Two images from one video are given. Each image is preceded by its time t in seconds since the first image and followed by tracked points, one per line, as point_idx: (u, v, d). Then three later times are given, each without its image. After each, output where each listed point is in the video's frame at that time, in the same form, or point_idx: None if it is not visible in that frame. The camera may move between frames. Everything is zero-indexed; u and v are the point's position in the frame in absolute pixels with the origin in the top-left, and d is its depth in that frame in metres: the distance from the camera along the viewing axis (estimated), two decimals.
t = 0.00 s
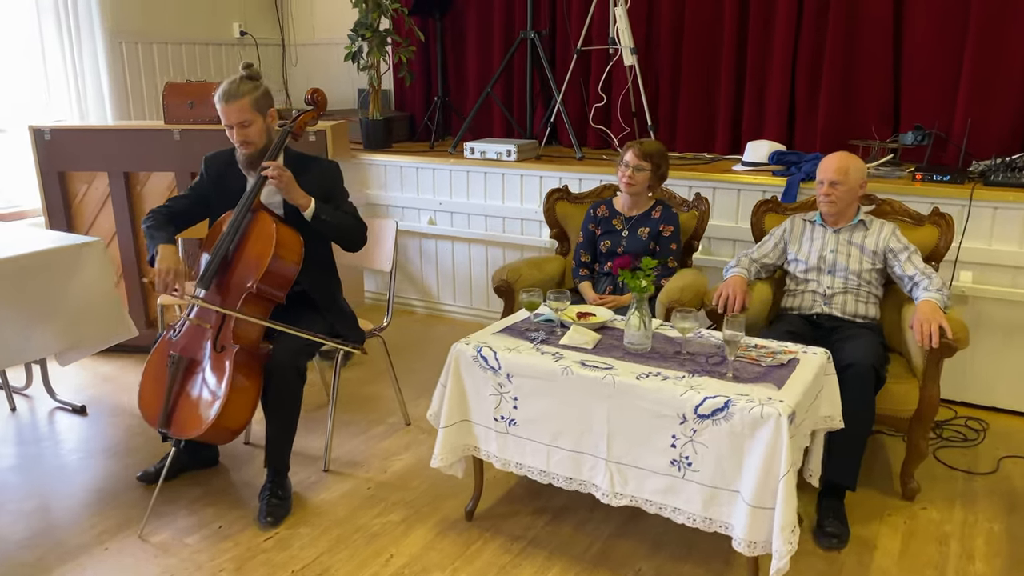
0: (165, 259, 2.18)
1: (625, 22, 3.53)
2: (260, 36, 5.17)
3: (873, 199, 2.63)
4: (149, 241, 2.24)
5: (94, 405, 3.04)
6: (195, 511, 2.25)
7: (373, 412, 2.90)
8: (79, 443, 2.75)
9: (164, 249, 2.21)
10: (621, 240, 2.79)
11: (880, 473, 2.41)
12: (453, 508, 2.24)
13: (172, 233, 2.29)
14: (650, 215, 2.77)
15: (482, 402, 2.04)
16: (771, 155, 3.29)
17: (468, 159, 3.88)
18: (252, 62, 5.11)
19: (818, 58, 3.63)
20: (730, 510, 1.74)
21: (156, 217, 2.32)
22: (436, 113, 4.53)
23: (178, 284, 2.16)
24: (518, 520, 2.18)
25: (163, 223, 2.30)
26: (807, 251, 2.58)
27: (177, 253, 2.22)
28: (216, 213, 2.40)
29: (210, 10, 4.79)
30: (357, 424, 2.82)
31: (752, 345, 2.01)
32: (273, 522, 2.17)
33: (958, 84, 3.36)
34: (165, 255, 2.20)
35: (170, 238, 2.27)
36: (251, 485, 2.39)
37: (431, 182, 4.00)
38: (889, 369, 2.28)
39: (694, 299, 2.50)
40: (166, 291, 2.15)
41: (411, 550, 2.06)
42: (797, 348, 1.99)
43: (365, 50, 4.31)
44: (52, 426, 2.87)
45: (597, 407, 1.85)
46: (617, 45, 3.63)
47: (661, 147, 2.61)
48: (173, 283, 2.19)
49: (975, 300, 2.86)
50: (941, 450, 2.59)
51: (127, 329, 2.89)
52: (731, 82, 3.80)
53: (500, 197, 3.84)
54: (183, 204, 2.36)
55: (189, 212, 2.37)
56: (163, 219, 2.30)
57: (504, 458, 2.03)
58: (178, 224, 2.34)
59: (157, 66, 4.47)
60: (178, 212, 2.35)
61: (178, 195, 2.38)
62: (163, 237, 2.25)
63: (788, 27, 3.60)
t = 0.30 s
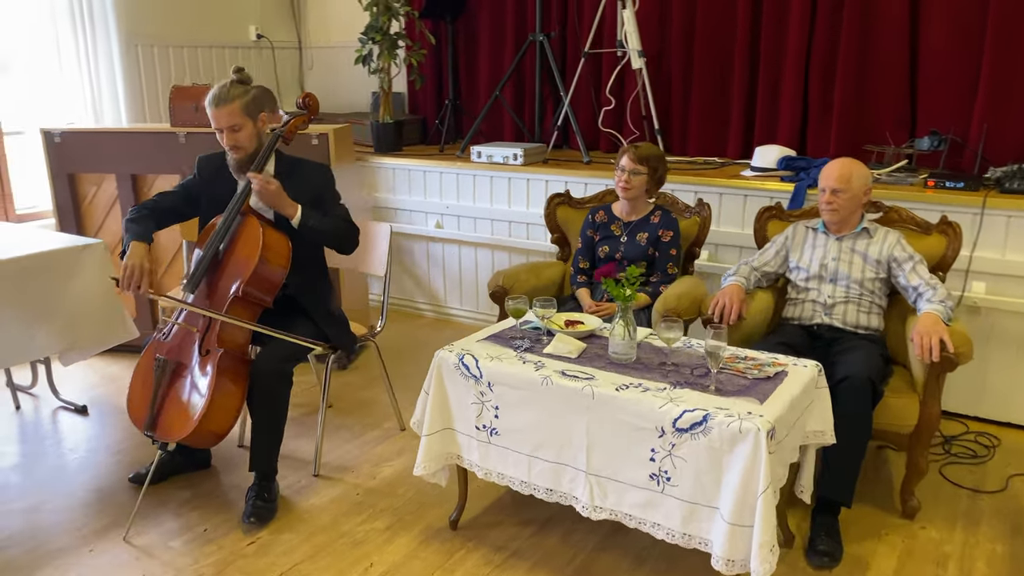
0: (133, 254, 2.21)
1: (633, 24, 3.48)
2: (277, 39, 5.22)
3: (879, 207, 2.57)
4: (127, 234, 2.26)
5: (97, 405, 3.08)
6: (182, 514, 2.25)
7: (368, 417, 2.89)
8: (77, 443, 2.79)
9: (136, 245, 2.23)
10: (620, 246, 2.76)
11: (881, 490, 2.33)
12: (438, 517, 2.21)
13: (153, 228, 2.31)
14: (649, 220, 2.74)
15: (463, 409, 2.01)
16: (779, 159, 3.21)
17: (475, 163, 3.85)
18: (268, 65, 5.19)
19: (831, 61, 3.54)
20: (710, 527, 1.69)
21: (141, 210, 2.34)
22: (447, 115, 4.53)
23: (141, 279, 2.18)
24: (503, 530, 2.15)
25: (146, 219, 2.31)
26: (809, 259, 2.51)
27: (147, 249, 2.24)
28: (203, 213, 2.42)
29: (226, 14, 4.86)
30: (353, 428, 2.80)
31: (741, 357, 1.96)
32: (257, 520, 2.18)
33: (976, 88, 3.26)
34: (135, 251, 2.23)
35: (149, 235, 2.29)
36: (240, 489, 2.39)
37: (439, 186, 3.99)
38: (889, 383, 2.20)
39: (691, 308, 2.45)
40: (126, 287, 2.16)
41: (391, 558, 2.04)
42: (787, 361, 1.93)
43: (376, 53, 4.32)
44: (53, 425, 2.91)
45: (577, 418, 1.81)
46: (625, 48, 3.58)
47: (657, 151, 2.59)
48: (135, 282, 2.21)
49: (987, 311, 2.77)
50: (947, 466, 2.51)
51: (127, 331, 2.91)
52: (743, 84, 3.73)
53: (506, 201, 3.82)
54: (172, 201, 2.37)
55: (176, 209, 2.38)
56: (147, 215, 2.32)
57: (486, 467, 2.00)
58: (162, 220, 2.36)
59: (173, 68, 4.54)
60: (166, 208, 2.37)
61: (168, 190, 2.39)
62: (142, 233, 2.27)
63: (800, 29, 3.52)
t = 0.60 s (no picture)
0: (133, 240, 2.25)
1: (673, 26, 3.39)
2: (325, 42, 5.30)
3: (924, 215, 2.44)
4: (141, 218, 2.32)
5: (134, 400, 3.16)
6: (200, 512, 2.29)
7: (393, 420, 2.88)
8: (112, 436, 2.86)
9: (140, 234, 2.28)
10: (649, 252, 2.69)
11: (917, 514, 2.21)
12: (450, 525, 2.18)
13: (169, 219, 2.37)
14: (680, 225, 2.66)
15: (474, 416, 1.98)
16: (823, 165, 3.09)
17: (512, 166, 3.82)
18: (316, 68, 5.28)
19: (883, 62, 3.39)
20: (719, 547, 1.61)
21: (166, 198, 2.38)
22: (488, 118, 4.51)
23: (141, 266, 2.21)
24: (515, 540, 2.11)
25: (166, 209, 2.36)
26: (846, 268, 2.40)
27: (148, 240, 2.29)
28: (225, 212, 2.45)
29: (275, 17, 4.97)
30: (377, 430, 2.80)
31: (762, 370, 1.88)
32: (270, 519, 2.19)
33: None
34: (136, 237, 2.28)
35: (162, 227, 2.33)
36: (259, 488, 2.41)
37: (476, 189, 3.97)
38: (925, 401, 2.09)
39: (719, 319, 2.35)
40: (122, 273, 2.19)
41: (399, 565, 2.02)
42: (810, 376, 1.84)
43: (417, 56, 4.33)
44: (91, 418, 3.00)
45: (585, 429, 1.76)
46: (665, 50, 3.50)
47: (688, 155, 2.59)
48: (128, 267, 2.24)
49: None
50: (994, 492, 2.36)
51: (160, 329, 3.01)
52: (790, 86, 3.60)
53: (542, 205, 3.78)
54: (198, 195, 2.40)
55: (200, 203, 2.41)
56: (168, 205, 2.36)
57: (497, 476, 1.96)
58: (184, 211, 2.40)
59: (222, 71, 4.65)
60: (191, 200, 2.40)
61: (199, 182, 2.42)
62: (155, 223, 2.33)
63: (850, 30, 3.38)
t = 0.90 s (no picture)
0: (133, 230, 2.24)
1: (708, 29, 3.30)
2: (365, 46, 5.34)
3: (964, 228, 2.31)
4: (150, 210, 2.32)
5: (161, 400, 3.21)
6: (210, 515, 2.30)
7: (410, 427, 2.86)
8: (136, 436, 2.92)
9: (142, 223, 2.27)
10: (672, 262, 2.62)
11: (946, 545, 2.09)
12: (455, 538, 2.15)
13: (179, 215, 2.36)
14: (703, 235, 2.59)
15: (477, 429, 1.93)
16: (861, 173, 2.96)
17: (542, 172, 3.78)
18: (356, 73, 5.32)
19: (930, 66, 3.24)
20: None
21: (179, 194, 2.38)
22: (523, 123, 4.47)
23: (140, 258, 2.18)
24: (519, 557, 2.06)
25: (177, 204, 2.36)
26: (876, 283, 2.29)
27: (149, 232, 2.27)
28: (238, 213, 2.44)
29: (316, 23, 5.02)
30: (393, 437, 2.78)
31: (775, 391, 1.79)
32: (275, 531, 2.17)
33: None
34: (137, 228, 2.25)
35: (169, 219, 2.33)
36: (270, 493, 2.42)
37: (506, 194, 3.94)
38: (956, 427, 1.97)
39: (740, 333, 2.25)
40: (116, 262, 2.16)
41: None
42: (826, 398, 1.75)
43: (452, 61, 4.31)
44: (118, 417, 3.07)
45: (585, 447, 1.70)
46: (700, 54, 3.40)
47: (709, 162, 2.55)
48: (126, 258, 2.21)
49: None
50: None
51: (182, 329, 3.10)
52: (831, 91, 3.47)
53: (572, 211, 3.72)
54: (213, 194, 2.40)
55: (214, 202, 2.40)
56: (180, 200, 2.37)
57: (499, 491, 1.91)
58: (196, 209, 2.39)
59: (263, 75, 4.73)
60: (205, 198, 2.40)
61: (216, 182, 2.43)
62: (163, 217, 2.32)
63: (895, 33, 3.23)
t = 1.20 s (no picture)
0: (121, 231, 2.31)
1: (722, 36, 3.21)
2: (386, 53, 5.35)
3: (979, 245, 2.21)
4: (143, 211, 2.38)
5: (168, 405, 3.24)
6: (201, 526, 2.30)
7: (409, 439, 2.83)
8: (140, 441, 2.94)
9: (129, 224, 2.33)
10: (675, 276, 2.56)
11: None
12: (441, 556, 2.11)
13: (171, 216, 2.39)
14: (707, 248, 2.53)
15: (461, 447, 1.89)
16: (878, 186, 2.86)
17: (554, 181, 3.73)
18: (377, 80, 5.34)
19: (955, 75, 3.11)
20: None
21: (177, 197, 2.42)
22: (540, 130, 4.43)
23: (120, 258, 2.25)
24: None
25: (170, 207, 2.39)
26: (884, 301, 2.19)
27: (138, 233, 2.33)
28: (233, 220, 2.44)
29: (337, 30, 5.05)
30: (391, 449, 2.75)
31: (766, 415, 1.72)
32: (262, 547, 2.16)
33: None
34: (124, 230, 2.32)
35: (159, 222, 2.37)
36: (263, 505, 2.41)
37: (518, 204, 3.90)
38: (963, 455, 1.87)
39: (739, 351, 2.18)
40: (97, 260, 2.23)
41: None
42: (819, 423, 1.67)
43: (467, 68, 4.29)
44: (125, 422, 3.10)
45: (564, 470, 1.65)
46: (715, 62, 3.32)
47: (711, 174, 2.50)
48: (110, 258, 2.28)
49: None
50: None
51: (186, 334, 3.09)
52: (852, 100, 3.36)
53: (583, 221, 3.67)
54: (207, 200, 2.41)
55: (209, 206, 2.42)
56: (174, 204, 2.40)
57: (482, 512, 1.87)
58: (190, 212, 2.41)
59: (282, 82, 4.77)
60: (201, 202, 2.41)
61: (214, 188, 2.44)
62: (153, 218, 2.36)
63: (918, 40, 3.11)
